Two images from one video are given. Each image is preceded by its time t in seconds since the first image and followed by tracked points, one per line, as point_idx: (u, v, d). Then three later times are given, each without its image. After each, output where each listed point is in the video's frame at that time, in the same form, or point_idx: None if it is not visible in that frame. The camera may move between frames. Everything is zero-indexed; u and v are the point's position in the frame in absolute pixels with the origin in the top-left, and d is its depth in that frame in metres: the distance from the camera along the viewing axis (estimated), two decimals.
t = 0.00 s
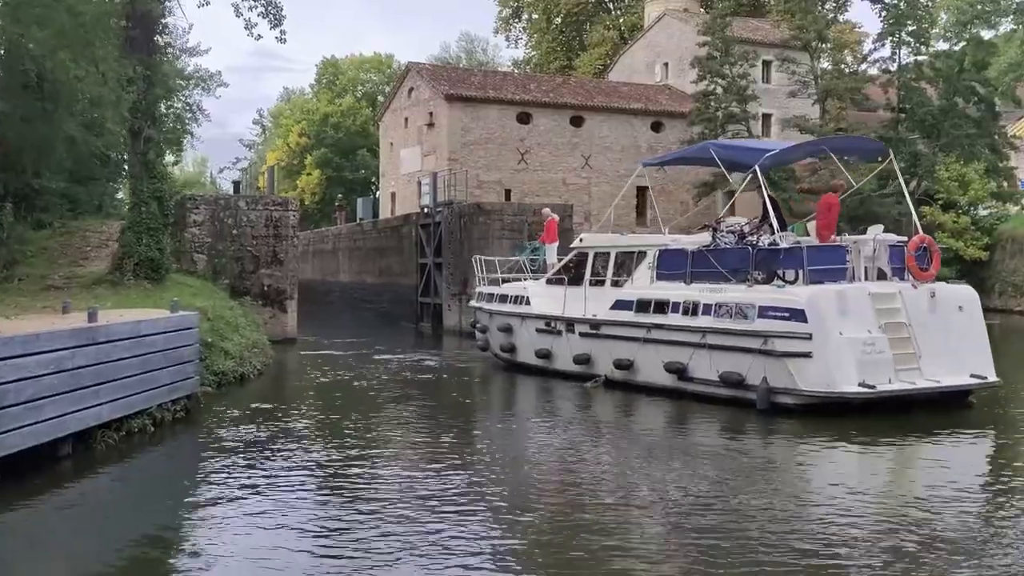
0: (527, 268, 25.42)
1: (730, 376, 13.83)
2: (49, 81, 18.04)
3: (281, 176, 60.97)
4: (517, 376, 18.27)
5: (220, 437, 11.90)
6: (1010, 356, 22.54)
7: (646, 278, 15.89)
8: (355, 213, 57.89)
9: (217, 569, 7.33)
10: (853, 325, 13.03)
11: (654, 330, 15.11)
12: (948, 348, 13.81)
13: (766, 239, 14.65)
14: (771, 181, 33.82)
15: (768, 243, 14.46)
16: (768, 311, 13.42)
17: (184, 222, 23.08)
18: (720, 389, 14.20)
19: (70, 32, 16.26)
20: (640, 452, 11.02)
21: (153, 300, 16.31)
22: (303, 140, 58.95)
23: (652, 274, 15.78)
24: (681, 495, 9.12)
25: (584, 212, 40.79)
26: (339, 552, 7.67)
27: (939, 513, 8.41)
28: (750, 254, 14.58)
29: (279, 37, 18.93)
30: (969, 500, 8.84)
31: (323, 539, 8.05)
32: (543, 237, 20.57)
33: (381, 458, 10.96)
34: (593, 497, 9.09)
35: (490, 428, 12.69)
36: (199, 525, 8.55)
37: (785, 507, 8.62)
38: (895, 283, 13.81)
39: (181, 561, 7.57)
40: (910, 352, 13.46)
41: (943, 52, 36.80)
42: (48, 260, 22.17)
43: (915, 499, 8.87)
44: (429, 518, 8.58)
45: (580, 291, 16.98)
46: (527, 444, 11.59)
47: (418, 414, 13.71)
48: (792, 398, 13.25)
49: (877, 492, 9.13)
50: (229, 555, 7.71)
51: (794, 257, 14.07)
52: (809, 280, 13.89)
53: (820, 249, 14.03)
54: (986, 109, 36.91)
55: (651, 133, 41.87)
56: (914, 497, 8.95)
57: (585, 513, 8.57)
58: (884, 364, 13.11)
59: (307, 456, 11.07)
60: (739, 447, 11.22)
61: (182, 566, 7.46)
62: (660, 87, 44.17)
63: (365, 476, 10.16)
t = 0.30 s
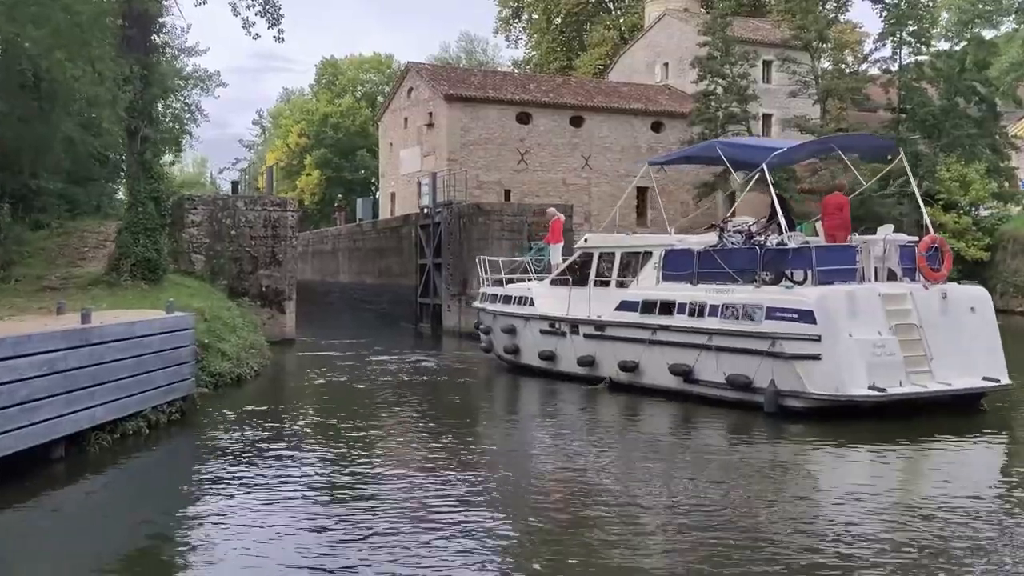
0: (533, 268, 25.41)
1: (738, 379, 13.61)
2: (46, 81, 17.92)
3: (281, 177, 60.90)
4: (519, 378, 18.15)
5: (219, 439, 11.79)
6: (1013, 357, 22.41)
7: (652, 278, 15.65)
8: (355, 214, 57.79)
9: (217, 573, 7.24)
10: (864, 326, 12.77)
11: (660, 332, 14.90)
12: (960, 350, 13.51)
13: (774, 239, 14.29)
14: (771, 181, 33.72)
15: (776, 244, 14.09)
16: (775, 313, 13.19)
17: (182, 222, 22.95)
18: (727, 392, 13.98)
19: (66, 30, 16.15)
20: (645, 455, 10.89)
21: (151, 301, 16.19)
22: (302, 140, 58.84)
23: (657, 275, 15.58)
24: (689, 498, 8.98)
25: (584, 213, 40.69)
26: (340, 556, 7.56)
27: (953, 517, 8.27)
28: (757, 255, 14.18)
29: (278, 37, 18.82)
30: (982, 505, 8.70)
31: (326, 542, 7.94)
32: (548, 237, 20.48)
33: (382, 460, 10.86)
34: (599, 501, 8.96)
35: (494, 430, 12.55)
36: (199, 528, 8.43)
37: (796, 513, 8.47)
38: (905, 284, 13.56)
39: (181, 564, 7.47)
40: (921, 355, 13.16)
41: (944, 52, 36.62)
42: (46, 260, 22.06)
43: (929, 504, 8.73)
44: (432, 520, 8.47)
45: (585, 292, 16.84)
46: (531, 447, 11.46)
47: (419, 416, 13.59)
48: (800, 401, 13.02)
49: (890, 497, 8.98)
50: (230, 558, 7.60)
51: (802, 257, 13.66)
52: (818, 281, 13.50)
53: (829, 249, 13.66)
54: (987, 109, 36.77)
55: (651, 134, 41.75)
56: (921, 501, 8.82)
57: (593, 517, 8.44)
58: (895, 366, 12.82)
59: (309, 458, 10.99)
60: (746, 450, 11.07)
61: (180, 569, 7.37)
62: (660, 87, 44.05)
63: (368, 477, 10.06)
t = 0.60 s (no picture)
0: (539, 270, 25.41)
1: (745, 382, 13.36)
2: (43, 80, 17.74)
3: (280, 177, 60.83)
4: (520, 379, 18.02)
5: (218, 442, 11.67)
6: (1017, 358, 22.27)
7: (657, 279, 15.56)
8: (354, 214, 57.69)
9: None
10: (873, 328, 12.56)
11: (665, 333, 14.71)
12: (973, 352, 13.26)
13: (782, 240, 14.02)
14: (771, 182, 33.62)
15: (783, 243, 13.85)
16: (782, 314, 12.97)
17: (179, 223, 22.81)
18: (734, 394, 13.76)
19: (62, 29, 16.01)
20: (650, 458, 10.75)
21: (148, 301, 16.04)
22: (301, 140, 58.71)
23: (664, 275, 15.42)
24: (696, 503, 8.84)
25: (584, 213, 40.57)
26: (338, 561, 7.45)
27: (964, 523, 8.12)
28: (765, 255, 13.95)
29: (275, 36, 18.68)
30: (996, 510, 8.56)
31: (324, 546, 7.83)
32: (553, 237, 20.37)
33: (381, 463, 10.73)
34: (605, 505, 8.81)
35: (497, 433, 12.41)
36: (195, 532, 8.32)
37: (807, 518, 8.32)
38: (915, 284, 13.34)
39: (176, 568, 7.36)
40: (932, 357, 12.92)
41: (945, 52, 36.47)
42: (42, 260, 21.93)
43: (940, 509, 8.58)
44: (432, 524, 8.35)
45: (589, 293, 16.79)
46: (535, 450, 11.33)
47: (420, 418, 13.45)
48: (809, 404, 12.77)
49: (902, 502, 8.84)
50: (227, 563, 7.49)
51: (811, 257, 13.40)
52: (827, 282, 13.23)
53: (837, 248, 13.36)
54: (989, 110, 36.61)
55: (651, 134, 41.65)
56: (932, 507, 8.65)
57: (599, 522, 8.29)
58: (905, 369, 12.62)
59: (309, 461, 10.88)
60: (754, 454, 10.91)
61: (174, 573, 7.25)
62: (660, 87, 43.94)
63: (367, 480, 9.95)
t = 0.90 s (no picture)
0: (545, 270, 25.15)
1: (753, 384, 13.21)
2: (40, 78, 17.44)
3: (280, 177, 60.72)
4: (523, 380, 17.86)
5: (217, 444, 11.59)
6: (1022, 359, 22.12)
7: (663, 279, 15.35)
8: (354, 214, 57.59)
9: None
10: (885, 329, 12.38)
11: (672, 334, 14.56)
12: (987, 354, 13.12)
13: (790, 239, 13.87)
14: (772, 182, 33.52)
15: (793, 243, 13.72)
16: (791, 315, 12.82)
17: (178, 222, 22.70)
18: (741, 397, 13.60)
19: (58, 27, 15.91)
20: (656, 462, 10.60)
21: (145, 302, 15.92)
22: (301, 140, 58.64)
23: (670, 276, 15.25)
24: (704, 508, 8.69)
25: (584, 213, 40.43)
26: (340, 563, 7.37)
27: (972, 528, 8.00)
28: (773, 254, 13.82)
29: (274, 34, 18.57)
30: (1009, 513, 8.43)
31: (325, 549, 7.74)
32: (557, 237, 20.21)
33: (383, 465, 10.64)
34: (611, 510, 8.67)
35: (501, 435, 12.27)
36: (195, 534, 8.24)
37: (818, 523, 8.18)
38: (927, 284, 13.22)
39: (177, 570, 7.29)
40: (945, 359, 12.76)
41: (946, 51, 36.37)
42: (40, 261, 21.82)
43: (950, 513, 8.46)
44: (434, 527, 8.27)
45: (594, 293, 16.47)
46: (540, 453, 11.18)
47: (422, 420, 13.32)
48: (819, 407, 12.56)
49: (914, 506, 8.71)
50: (226, 565, 7.41)
51: (820, 257, 13.25)
52: (837, 282, 13.09)
53: (847, 247, 13.19)
54: (990, 110, 36.48)
55: (651, 133, 41.52)
56: (940, 511, 8.52)
57: (606, 527, 8.14)
58: (917, 371, 12.43)
59: (309, 463, 10.80)
60: (757, 457, 10.78)
61: None
62: (660, 87, 43.83)
63: (368, 482, 9.87)
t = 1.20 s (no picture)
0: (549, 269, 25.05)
1: (761, 387, 12.94)
2: (39, 78, 17.58)
3: (281, 177, 60.71)
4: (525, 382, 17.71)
5: (217, 446, 11.51)
6: None
7: (670, 280, 15.17)
8: (354, 215, 57.52)
9: None
10: (896, 331, 12.12)
11: (679, 336, 14.32)
12: (1001, 356, 12.86)
13: (800, 239, 13.60)
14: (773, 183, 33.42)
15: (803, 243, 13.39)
16: (802, 317, 12.48)
17: (176, 222, 22.61)
18: (750, 400, 13.33)
19: (56, 26, 15.82)
20: (662, 466, 10.44)
21: (143, 303, 15.82)
22: (302, 140, 58.60)
23: (677, 276, 15.04)
24: (709, 513, 8.54)
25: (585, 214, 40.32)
26: (339, 567, 7.30)
27: (980, 533, 7.88)
28: (783, 255, 13.47)
29: (273, 33, 18.47)
30: (1017, 519, 8.31)
31: (324, 552, 7.67)
32: (563, 237, 20.14)
33: (383, 469, 10.52)
34: (616, 515, 8.52)
35: (505, 439, 12.11)
36: (194, 536, 8.18)
37: (827, 529, 8.01)
38: (940, 285, 12.93)
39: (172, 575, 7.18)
40: (958, 362, 12.51)
41: (948, 51, 36.23)
42: (38, 261, 21.75)
43: (958, 518, 8.33)
44: (435, 530, 8.18)
45: (600, 294, 16.41)
46: (543, 456, 11.01)
47: (422, 423, 13.19)
48: (829, 411, 12.30)
49: (924, 512, 8.53)
50: (222, 569, 7.32)
51: (830, 257, 12.89)
52: (848, 283, 12.72)
53: (858, 247, 12.83)
54: (992, 110, 36.36)
55: (652, 133, 41.44)
56: (948, 516, 8.39)
57: (610, 534, 7.97)
58: (930, 374, 12.15)
59: (308, 465, 10.73)
60: (759, 460, 10.67)
61: None
62: (661, 87, 43.72)
63: (369, 485, 9.79)
